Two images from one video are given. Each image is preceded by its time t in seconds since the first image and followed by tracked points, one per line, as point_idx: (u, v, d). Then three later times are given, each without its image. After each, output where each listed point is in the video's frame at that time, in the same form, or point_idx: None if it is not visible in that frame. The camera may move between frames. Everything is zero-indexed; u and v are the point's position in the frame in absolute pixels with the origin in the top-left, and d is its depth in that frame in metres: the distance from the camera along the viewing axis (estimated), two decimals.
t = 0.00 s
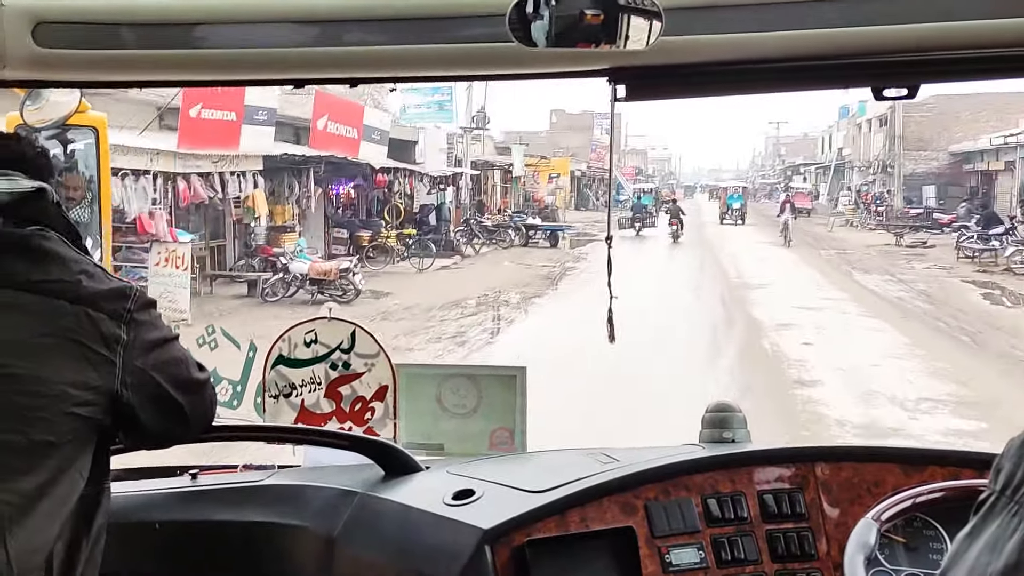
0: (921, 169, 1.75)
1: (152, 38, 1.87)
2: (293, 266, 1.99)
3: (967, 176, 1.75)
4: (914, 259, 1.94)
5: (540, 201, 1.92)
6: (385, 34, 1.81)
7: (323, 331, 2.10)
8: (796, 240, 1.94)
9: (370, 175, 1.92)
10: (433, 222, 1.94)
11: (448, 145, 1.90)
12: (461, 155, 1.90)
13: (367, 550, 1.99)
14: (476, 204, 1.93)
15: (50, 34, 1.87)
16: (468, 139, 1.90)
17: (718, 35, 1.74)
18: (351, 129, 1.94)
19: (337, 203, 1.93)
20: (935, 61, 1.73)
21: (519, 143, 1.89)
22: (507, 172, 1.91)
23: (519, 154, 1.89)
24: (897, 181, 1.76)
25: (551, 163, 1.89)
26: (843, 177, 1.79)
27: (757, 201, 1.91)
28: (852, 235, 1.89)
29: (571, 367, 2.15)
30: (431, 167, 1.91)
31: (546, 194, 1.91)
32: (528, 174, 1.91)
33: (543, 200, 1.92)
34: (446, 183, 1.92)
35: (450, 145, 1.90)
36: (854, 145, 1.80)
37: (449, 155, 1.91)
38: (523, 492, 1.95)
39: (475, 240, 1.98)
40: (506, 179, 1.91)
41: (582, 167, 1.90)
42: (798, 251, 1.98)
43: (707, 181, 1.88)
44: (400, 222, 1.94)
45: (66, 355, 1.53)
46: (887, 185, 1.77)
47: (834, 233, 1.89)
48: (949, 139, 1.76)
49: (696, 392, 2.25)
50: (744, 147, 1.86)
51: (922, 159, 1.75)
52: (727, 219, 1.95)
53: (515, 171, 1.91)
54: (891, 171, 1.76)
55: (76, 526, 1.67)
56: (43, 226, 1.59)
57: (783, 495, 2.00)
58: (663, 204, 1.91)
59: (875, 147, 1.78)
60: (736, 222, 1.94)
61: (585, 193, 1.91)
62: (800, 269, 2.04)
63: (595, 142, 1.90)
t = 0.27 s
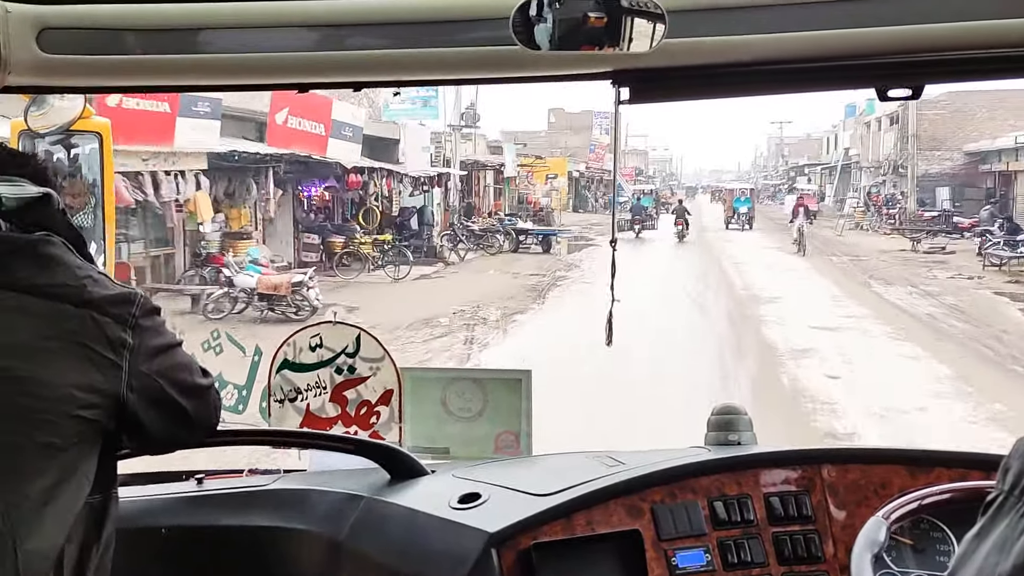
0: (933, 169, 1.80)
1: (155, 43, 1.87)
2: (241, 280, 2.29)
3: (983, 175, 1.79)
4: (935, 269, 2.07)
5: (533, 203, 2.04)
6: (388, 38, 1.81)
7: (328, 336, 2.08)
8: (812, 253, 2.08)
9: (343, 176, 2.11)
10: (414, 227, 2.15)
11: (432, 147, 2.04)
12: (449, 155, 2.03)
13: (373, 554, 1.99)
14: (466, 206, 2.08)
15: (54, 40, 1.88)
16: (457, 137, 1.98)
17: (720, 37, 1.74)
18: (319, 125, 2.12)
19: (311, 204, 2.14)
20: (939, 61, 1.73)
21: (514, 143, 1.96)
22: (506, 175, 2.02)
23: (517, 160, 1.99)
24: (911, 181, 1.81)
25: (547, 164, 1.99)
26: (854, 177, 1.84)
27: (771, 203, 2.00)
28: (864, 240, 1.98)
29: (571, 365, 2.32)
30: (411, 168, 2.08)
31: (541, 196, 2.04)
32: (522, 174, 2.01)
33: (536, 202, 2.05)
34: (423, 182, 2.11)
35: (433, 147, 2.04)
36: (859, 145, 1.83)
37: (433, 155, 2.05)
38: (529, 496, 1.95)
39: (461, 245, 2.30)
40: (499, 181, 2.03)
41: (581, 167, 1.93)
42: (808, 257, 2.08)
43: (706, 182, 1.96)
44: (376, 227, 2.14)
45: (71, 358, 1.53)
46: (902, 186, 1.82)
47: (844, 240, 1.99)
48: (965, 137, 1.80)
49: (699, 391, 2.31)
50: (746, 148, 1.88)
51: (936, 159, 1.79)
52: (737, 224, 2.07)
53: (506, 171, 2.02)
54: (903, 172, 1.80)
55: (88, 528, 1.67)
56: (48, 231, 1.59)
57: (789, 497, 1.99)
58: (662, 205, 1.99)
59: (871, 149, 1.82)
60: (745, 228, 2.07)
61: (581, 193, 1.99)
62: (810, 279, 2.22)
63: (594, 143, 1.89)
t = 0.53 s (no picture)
0: (951, 169, 1.77)
1: (156, 46, 1.86)
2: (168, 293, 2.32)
3: (1002, 177, 1.77)
4: (965, 280, 2.01)
5: (525, 204, 2.14)
6: (389, 40, 1.81)
7: (331, 338, 2.08)
8: (829, 264, 2.14)
9: (309, 176, 2.21)
10: (392, 231, 2.21)
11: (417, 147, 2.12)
12: (438, 155, 2.08)
13: (376, 557, 1.99)
14: (454, 207, 2.11)
15: (56, 44, 1.88)
16: (446, 132, 2.02)
17: (722, 38, 1.73)
18: (280, 121, 2.08)
19: (281, 210, 2.21)
20: (942, 62, 1.72)
21: (508, 142, 2.01)
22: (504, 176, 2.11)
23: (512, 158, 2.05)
24: (928, 183, 1.80)
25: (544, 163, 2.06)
26: (864, 179, 1.85)
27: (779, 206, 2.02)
28: (880, 246, 2.01)
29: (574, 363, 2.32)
30: (391, 167, 2.18)
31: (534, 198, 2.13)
32: (517, 173, 2.08)
33: (528, 203, 2.15)
34: (395, 182, 2.15)
35: (420, 146, 2.11)
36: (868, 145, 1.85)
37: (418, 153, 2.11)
38: (532, 498, 1.95)
39: (444, 254, 2.38)
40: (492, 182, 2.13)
41: (581, 167, 1.98)
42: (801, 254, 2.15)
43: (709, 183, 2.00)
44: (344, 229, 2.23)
45: (72, 364, 1.53)
46: (919, 187, 1.80)
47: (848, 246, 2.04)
48: (982, 138, 1.77)
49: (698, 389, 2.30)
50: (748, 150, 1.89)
51: (952, 159, 1.77)
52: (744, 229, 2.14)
53: (498, 171, 2.11)
54: (917, 172, 1.79)
55: (89, 532, 1.67)
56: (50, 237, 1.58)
57: (792, 499, 1.99)
58: (663, 208, 2.03)
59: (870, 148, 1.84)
60: (754, 233, 2.13)
61: (580, 194, 2.02)
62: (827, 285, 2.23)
63: (593, 143, 1.92)
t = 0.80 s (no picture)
0: (969, 169, 1.79)
1: (159, 46, 1.87)
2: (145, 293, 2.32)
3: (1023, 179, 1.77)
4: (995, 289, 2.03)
5: (519, 204, 2.35)
6: (391, 40, 1.81)
7: (333, 338, 2.08)
8: (853, 275, 2.28)
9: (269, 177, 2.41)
10: (369, 236, 2.41)
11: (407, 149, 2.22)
12: (423, 153, 2.20)
13: (378, 557, 1.99)
14: (443, 210, 2.30)
15: (60, 45, 1.88)
16: (433, 128, 2.06)
17: (726, 38, 1.73)
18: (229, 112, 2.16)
19: (243, 211, 2.31)
20: (946, 61, 1.72)
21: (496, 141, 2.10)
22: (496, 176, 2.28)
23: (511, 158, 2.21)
24: (946, 184, 1.81)
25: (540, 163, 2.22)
26: (877, 179, 1.90)
27: (789, 208, 2.09)
28: (899, 250, 2.07)
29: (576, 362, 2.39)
30: (363, 166, 2.35)
31: (528, 199, 2.35)
32: (512, 172, 2.26)
33: (521, 205, 2.36)
34: (372, 183, 2.32)
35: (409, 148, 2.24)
36: (878, 143, 1.88)
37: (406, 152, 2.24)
38: (535, 498, 1.95)
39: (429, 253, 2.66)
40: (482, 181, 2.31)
41: (581, 166, 2.09)
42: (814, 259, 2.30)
43: (712, 183, 2.04)
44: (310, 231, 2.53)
45: (75, 363, 1.53)
46: (937, 189, 1.82)
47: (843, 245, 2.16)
48: (1003, 136, 1.79)
49: (698, 393, 2.35)
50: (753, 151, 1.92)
51: (971, 159, 1.78)
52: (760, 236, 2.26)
53: (490, 172, 2.26)
54: (933, 172, 1.81)
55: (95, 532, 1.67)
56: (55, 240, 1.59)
57: (796, 498, 1.99)
58: (665, 207, 2.09)
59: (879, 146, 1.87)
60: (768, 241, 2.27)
61: (579, 195, 2.18)
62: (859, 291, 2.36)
63: (593, 142, 1.99)
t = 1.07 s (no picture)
0: (988, 168, 1.77)
1: (159, 45, 1.87)
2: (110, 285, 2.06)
3: None
4: None
5: (512, 206, 2.15)
6: (391, 40, 1.81)
7: (333, 336, 2.09)
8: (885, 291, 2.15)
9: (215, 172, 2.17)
10: (336, 241, 2.20)
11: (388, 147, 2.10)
12: (407, 151, 2.11)
13: (377, 556, 1.99)
14: (426, 212, 2.15)
15: (58, 43, 1.89)
16: (417, 126, 2.03)
17: (726, 38, 1.73)
18: (161, 105, 2.10)
19: (194, 215, 2.18)
20: (946, 61, 1.72)
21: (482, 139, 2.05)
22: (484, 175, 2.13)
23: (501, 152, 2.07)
24: (965, 184, 1.78)
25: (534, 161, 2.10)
26: (887, 179, 1.85)
27: (796, 209, 2.01)
28: (918, 255, 1.94)
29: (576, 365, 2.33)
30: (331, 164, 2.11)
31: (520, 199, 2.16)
32: (502, 172, 2.11)
33: (512, 205, 2.16)
34: (341, 183, 2.11)
35: (390, 146, 2.10)
36: (886, 141, 1.84)
37: (386, 150, 2.09)
38: (534, 497, 1.95)
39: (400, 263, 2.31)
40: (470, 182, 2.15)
41: (580, 165, 2.01)
42: (831, 268, 2.17)
43: (714, 183, 2.04)
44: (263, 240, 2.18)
45: (69, 363, 1.53)
46: (954, 189, 1.79)
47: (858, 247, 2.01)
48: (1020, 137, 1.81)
49: (699, 393, 2.31)
50: (756, 150, 1.92)
51: (990, 157, 1.77)
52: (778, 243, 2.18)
53: (477, 171, 2.12)
54: (950, 172, 1.78)
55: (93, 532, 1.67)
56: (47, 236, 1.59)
57: (794, 499, 1.99)
58: (665, 207, 2.04)
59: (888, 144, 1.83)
60: (781, 247, 2.19)
61: (577, 196, 2.09)
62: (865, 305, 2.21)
63: (591, 140, 1.93)
